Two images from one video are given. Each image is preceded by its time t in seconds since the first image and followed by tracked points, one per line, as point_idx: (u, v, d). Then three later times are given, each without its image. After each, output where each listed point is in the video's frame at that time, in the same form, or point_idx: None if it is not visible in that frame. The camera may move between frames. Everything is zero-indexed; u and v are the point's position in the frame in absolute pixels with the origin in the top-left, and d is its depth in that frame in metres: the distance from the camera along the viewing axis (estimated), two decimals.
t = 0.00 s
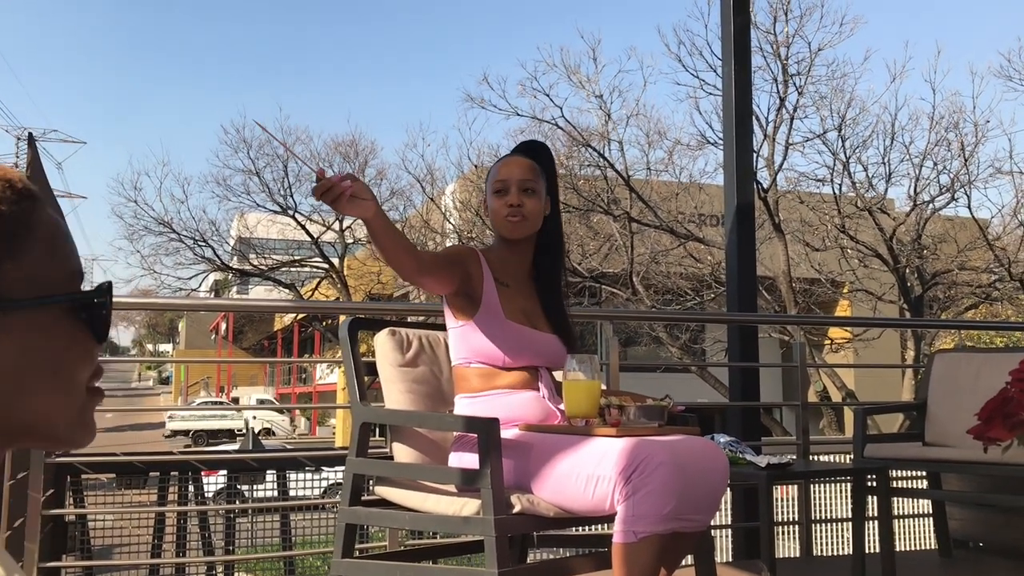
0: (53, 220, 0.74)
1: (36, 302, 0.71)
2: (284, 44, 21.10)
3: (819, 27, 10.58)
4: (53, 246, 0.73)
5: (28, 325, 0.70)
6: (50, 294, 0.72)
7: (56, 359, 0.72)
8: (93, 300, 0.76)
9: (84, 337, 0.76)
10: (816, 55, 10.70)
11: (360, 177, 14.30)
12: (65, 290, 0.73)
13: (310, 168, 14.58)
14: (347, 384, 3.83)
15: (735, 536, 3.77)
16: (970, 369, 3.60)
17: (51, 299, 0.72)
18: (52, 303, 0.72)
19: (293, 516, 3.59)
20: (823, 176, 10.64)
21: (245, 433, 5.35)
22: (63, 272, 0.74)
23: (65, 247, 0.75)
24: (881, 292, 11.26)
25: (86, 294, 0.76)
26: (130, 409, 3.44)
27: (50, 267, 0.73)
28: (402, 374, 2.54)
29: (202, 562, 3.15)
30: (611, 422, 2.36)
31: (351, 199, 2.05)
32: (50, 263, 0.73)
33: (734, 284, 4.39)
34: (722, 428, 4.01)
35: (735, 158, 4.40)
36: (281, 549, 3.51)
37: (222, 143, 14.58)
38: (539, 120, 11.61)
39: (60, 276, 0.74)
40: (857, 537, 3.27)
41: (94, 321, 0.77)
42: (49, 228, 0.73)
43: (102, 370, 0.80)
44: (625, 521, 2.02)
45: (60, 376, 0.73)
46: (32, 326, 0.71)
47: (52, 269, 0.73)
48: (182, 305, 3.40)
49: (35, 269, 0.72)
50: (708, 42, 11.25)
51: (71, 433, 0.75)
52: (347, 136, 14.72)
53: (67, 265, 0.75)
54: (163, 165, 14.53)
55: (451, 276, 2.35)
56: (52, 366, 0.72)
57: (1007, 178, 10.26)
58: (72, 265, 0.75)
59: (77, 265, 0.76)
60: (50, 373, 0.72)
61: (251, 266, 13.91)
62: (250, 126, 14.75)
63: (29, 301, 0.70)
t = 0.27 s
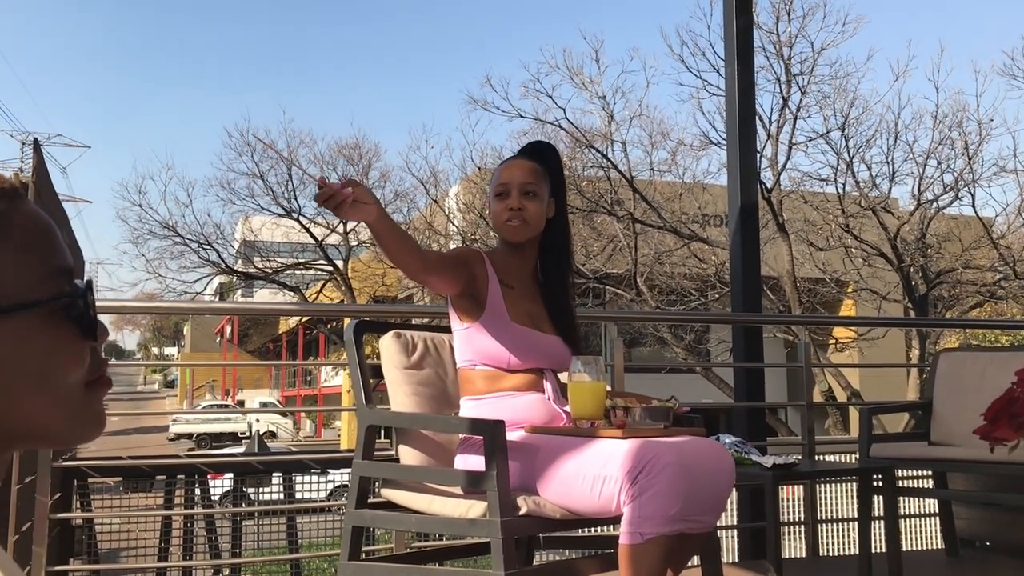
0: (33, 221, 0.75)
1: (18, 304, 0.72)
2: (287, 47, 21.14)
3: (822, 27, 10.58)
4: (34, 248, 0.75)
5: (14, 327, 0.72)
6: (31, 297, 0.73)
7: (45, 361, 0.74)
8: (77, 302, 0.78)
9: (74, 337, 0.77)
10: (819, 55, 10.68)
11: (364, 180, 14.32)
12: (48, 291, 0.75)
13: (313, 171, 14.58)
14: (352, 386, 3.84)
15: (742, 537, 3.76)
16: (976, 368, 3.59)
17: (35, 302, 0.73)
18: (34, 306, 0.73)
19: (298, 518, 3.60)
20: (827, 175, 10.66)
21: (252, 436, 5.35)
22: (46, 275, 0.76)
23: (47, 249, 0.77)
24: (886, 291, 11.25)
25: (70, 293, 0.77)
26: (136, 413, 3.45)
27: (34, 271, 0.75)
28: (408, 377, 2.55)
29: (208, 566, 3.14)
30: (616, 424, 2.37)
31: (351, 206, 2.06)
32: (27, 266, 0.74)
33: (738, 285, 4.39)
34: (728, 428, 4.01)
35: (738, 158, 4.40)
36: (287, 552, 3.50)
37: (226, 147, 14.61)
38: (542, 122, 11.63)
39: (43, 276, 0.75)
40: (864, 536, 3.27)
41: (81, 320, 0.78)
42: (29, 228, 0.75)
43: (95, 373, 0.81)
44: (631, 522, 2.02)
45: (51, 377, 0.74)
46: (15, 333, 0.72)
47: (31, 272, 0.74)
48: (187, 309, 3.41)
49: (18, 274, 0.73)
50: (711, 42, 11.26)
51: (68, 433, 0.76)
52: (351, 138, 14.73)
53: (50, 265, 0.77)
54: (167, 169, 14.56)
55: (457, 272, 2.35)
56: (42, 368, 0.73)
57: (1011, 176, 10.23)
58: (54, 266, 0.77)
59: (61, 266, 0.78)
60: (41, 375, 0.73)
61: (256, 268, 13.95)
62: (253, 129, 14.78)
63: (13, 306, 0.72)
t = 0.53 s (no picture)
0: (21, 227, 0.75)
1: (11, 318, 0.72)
2: (291, 54, 21.21)
3: (825, 31, 10.53)
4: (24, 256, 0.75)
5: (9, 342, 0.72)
6: (23, 310, 0.73)
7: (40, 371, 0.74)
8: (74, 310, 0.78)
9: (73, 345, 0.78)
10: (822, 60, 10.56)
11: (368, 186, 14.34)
12: (39, 303, 0.74)
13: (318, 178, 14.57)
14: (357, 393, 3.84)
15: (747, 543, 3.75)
16: (981, 373, 3.59)
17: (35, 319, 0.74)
18: (26, 320, 0.73)
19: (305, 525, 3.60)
20: (831, 180, 10.63)
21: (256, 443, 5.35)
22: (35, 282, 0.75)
23: (37, 257, 0.77)
24: (891, 295, 11.21)
25: (64, 299, 0.77)
26: (142, 420, 3.45)
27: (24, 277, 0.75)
28: (412, 384, 2.55)
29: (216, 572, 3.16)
30: (621, 430, 2.36)
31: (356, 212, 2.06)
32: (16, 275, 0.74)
33: (743, 290, 4.38)
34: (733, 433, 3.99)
35: (742, 162, 4.40)
36: (292, 560, 3.52)
37: (231, 154, 14.65)
38: (546, 127, 11.64)
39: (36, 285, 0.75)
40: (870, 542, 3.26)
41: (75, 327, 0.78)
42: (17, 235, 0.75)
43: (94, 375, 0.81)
44: (635, 529, 2.02)
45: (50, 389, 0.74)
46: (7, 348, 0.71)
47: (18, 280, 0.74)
48: (192, 316, 3.42)
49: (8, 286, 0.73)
50: (714, 47, 11.23)
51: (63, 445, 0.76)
52: (355, 145, 14.74)
53: (39, 272, 0.77)
54: (172, 177, 14.60)
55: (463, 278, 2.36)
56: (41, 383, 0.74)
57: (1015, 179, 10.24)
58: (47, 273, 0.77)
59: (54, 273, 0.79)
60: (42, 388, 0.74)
61: (261, 276, 13.97)
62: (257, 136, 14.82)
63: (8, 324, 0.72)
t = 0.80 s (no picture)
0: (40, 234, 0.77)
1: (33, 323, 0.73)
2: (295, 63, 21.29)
3: (828, 39, 10.56)
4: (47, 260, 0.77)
5: (37, 340, 0.74)
6: (50, 312, 0.75)
7: (65, 370, 0.76)
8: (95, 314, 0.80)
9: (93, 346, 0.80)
10: (824, 67, 10.62)
11: (372, 195, 14.37)
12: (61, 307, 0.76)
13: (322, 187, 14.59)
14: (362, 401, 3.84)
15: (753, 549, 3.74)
16: (987, 380, 3.58)
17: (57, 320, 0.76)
18: (53, 321, 0.75)
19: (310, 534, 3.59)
20: (835, 187, 10.62)
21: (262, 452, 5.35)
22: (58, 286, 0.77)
23: (47, 265, 0.77)
24: (896, 302, 11.20)
25: (87, 302, 0.80)
26: (148, 430, 3.46)
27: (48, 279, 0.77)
28: (418, 393, 2.55)
29: None
30: (626, 438, 2.37)
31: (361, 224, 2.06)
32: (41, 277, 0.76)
33: (747, 297, 4.38)
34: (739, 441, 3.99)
35: (746, 169, 4.41)
36: (298, 568, 3.48)
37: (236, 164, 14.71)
38: (550, 136, 11.68)
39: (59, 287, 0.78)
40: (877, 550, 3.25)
41: (99, 327, 0.80)
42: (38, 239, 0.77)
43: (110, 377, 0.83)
44: (641, 537, 2.02)
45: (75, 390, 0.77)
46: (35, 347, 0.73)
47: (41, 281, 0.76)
48: (197, 325, 3.43)
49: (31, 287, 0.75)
50: (717, 55, 11.23)
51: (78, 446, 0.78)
52: (359, 154, 14.77)
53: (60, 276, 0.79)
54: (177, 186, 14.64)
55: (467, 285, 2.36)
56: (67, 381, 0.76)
57: (1020, 186, 10.21)
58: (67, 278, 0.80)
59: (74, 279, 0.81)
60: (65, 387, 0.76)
61: (266, 284, 13.99)
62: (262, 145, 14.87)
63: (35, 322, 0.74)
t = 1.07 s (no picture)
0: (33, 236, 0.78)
1: (38, 319, 0.74)
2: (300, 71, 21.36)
3: (832, 47, 10.54)
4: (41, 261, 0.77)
5: (38, 341, 0.74)
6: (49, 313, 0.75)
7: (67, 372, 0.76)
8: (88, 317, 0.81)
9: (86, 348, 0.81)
10: (830, 74, 10.56)
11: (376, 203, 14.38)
12: (62, 305, 0.77)
13: (326, 195, 14.60)
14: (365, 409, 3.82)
15: (756, 558, 3.70)
16: (992, 389, 3.56)
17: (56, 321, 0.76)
18: (55, 319, 0.76)
19: (312, 542, 3.58)
20: (839, 195, 10.59)
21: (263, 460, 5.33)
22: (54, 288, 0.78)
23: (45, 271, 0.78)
24: (901, 310, 11.17)
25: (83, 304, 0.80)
26: (149, 437, 3.45)
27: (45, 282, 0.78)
28: (420, 401, 2.55)
29: None
30: (630, 447, 2.36)
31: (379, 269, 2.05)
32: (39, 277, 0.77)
33: (751, 304, 4.37)
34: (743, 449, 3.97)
35: (750, 176, 4.38)
36: None
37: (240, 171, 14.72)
38: (553, 144, 11.64)
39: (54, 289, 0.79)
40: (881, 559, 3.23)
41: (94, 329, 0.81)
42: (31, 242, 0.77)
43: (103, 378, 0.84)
44: (645, 547, 2.01)
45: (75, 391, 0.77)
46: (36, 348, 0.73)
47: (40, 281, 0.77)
48: (200, 332, 3.42)
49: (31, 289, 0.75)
50: (721, 63, 11.19)
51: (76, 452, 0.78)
52: (363, 162, 14.78)
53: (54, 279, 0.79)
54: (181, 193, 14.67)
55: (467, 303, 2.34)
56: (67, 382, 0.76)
57: None
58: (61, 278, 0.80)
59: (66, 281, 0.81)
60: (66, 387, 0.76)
61: (270, 292, 13.97)
62: (266, 152, 14.87)
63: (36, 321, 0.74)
